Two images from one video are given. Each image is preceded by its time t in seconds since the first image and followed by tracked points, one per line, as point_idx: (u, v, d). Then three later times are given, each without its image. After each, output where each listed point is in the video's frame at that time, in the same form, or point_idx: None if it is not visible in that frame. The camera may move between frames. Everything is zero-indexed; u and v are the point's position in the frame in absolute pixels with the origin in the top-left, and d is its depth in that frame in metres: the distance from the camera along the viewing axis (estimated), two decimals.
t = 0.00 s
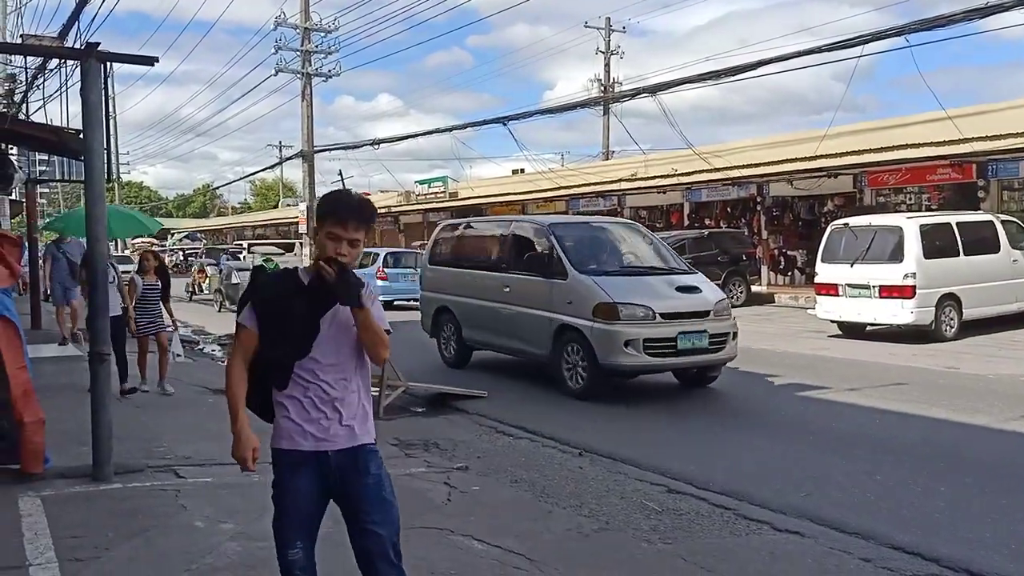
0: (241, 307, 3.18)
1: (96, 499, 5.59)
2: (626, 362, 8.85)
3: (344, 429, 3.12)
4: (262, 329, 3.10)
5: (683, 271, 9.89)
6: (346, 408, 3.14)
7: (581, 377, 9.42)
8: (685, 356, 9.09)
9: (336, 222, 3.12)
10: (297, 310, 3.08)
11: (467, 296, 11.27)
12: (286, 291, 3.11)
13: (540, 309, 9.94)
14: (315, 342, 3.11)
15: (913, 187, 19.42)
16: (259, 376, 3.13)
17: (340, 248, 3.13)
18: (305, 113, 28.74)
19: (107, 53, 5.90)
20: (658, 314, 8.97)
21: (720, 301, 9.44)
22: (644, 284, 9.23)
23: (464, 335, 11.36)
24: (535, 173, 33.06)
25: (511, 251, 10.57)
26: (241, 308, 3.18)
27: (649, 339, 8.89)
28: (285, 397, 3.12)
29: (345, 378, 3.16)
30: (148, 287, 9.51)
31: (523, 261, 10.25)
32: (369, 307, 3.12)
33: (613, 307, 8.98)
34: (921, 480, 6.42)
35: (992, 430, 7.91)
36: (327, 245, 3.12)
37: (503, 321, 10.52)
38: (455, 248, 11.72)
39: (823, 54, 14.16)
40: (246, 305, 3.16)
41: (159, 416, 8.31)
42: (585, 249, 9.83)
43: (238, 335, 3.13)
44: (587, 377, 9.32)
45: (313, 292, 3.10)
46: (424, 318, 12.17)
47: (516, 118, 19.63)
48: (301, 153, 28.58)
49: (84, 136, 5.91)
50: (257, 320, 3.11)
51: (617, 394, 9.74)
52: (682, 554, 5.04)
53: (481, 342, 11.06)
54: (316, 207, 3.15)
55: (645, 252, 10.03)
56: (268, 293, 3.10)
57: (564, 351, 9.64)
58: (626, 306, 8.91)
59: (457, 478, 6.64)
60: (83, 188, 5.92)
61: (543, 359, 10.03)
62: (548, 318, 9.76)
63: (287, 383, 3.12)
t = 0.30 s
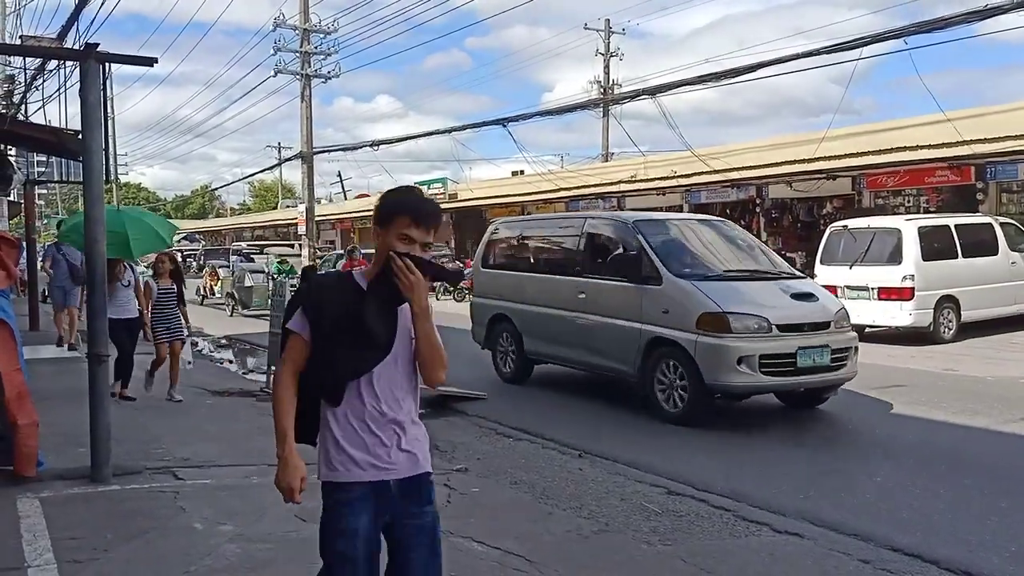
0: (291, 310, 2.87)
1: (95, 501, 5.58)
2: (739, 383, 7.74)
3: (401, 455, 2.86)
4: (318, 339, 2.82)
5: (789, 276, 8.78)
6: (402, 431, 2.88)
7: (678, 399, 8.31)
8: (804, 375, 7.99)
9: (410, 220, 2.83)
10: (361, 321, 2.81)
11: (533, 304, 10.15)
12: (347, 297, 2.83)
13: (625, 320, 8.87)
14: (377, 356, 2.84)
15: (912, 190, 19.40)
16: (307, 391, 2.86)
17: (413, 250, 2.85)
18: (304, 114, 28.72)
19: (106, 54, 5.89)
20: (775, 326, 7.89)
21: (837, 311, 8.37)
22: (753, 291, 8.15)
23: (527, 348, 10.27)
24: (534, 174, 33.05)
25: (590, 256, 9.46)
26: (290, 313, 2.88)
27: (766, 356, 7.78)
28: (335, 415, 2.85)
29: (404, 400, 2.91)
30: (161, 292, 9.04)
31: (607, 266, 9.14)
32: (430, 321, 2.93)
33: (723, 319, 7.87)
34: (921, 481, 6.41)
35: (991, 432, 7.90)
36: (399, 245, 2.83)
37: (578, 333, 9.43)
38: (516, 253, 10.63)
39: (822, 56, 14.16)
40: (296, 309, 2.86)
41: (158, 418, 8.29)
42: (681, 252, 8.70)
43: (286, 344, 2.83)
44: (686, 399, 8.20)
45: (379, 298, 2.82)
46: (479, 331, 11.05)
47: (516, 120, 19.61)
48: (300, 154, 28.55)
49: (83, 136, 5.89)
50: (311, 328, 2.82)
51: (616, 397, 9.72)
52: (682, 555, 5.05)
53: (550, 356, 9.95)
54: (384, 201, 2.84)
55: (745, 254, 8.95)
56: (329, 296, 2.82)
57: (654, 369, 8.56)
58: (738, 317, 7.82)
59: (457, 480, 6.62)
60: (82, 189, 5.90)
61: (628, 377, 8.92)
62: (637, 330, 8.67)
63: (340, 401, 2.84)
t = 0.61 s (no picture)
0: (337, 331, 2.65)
1: (89, 503, 5.55)
2: (898, 413, 6.37)
3: (464, 483, 2.57)
4: (364, 359, 2.57)
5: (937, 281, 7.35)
6: (465, 457, 2.59)
7: (810, 432, 6.89)
8: (970, 404, 6.60)
9: (448, 216, 2.58)
10: (407, 335, 2.53)
11: (608, 317, 8.75)
12: (392, 309, 2.57)
13: (737, 335, 7.45)
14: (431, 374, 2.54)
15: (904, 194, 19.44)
16: (362, 419, 2.62)
17: (457, 249, 2.58)
18: (299, 117, 28.68)
19: (101, 55, 5.86)
20: (937, 344, 6.49)
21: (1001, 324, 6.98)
22: (905, 302, 6.75)
23: (603, 366, 8.87)
24: (529, 177, 33.05)
25: (683, 260, 8.05)
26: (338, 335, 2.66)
27: (928, 380, 6.41)
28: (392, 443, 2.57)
29: (468, 421, 2.61)
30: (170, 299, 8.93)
31: (712, 272, 7.73)
32: (489, 325, 2.55)
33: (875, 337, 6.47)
34: (915, 483, 6.41)
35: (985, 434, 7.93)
36: (442, 246, 2.59)
37: (667, 349, 8.09)
38: (587, 259, 9.17)
39: (817, 60, 14.18)
40: (344, 330, 2.64)
41: (151, 421, 8.24)
42: (801, 252, 7.33)
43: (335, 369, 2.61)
44: (822, 432, 6.79)
45: (426, 307, 2.54)
46: (540, 348, 9.66)
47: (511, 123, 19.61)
48: (294, 156, 28.50)
49: (77, 138, 5.86)
50: (357, 349, 2.58)
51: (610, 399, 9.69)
52: (678, 557, 5.04)
53: (632, 377, 8.59)
54: (425, 198, 2.60)
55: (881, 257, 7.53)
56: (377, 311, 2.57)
57: (776, 395, 7.15)
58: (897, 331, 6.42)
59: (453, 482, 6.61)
60: (76, 191, 5.88)
61: (738, 403, 7.53)
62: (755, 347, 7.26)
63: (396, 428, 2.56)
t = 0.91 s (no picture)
0: (399, 345, 2.24)
1: (77, 506, 5.51)
2: None
3: (554, 516, 2.20)
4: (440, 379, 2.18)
5: None
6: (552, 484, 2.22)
7: (1006, 478, 5.63)
8: None
9: (530, 213, 2.22)
10: (487, 348, 2.14)
11: (717, 331, 7.47)
12: (468, 323, 2.17)
13: (899, 355, 6.15)
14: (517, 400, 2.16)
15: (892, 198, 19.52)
16: (434, 450, 2.24)
17: (542, 251, 2.23)
18: (289, 118, 28.62)
19: (90, 56, 5.82)
20: None
21: None
22: None
23: (700, 385, 7.70)
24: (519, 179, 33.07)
25: (822, 266, 6.75)
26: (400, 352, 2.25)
27: None
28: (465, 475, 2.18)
29: (554, 443, 2.23)
30: (175, 299, 8.62)
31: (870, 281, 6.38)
32: (574, 341, 2.22)
33: None
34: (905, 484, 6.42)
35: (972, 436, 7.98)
36: (520, 247, 2.21)
37: (798, 372, 6.83)
38: (692, 265, 7.81)
39: (806, 64, 14.22)
40: (408, 344, 2.23)
41: (139, 423, 8.19)
42: (982, 257, 6.05)
43: (403, 393, 2.21)
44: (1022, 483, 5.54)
45: (508, 318, 2.17)
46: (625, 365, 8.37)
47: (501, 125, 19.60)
48: (284, 157, 28.44)
49: (65, 139, 5.82)
50: (429, 368, 2.19)
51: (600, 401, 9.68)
52: (670, 560, 5.03)
53: (750, 402, 7.30)
54: (499, 193, 2.24)
55: None
56: (450, 321, 2.17)
57: (963, 432, 5.86)
58: None
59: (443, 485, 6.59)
60: (64, 192, 5.83)
61: (900, 438, 6.25)
62: (927, 372, 5.97)
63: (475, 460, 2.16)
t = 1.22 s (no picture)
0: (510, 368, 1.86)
1: (60, 510, 5.45)
2: None
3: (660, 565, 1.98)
4: (561, 417, 1.82)
5: None
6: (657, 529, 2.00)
7: None
8: None
9: (663, 241, 1.92)
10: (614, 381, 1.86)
11: (849, 344, 6.32)
12: (592, 350, 1.86)
13: None
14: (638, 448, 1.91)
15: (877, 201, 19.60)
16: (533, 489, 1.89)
17: (668, 285, 1.94)
18: (276, 120, 28.50)
19: (75, 56, 5.78)
20: None
21: None
22: None
23: (820, 406, 6.57)
24: (507, 182, 33.06)
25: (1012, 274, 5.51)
26: (506, 375, 1.87)
27: None
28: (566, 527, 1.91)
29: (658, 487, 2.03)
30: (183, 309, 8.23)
31: None
32: (681, 383, 2.03)
33: None
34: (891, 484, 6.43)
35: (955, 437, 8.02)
36: (644, 276, 1.92)
37: (977, 402, 5.57)
38: (845, 274, 6.50)
39: (793, 68, 14.27)
40: (519, 366, 1.85)
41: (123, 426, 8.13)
42: None
43: (506, 423, 1.81)
44: None
45: (632, 352, 1.90)
46: (746, 390, 7.10)
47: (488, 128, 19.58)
48: (271, 159, 28.33)
49: (49, 140, 5.78)
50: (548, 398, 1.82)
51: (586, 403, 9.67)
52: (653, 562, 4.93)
53: (917, 437, 5.95)
54: (631, 212, 1.94)
55: None
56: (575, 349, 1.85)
57: None
58: None
59: (430, 488, 6.56)
60: (48, 193, 5.79)
61: None
62: None
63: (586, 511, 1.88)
